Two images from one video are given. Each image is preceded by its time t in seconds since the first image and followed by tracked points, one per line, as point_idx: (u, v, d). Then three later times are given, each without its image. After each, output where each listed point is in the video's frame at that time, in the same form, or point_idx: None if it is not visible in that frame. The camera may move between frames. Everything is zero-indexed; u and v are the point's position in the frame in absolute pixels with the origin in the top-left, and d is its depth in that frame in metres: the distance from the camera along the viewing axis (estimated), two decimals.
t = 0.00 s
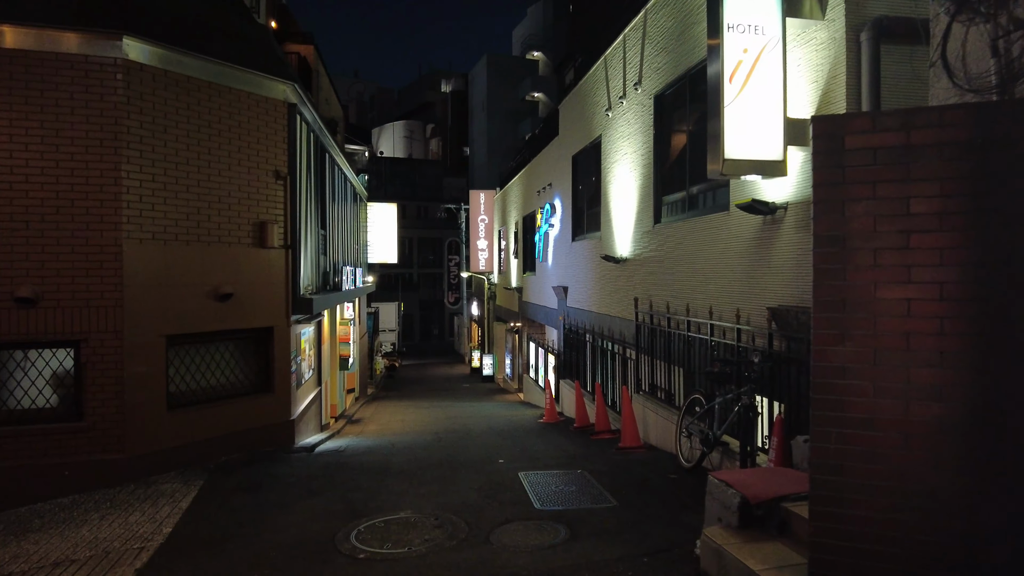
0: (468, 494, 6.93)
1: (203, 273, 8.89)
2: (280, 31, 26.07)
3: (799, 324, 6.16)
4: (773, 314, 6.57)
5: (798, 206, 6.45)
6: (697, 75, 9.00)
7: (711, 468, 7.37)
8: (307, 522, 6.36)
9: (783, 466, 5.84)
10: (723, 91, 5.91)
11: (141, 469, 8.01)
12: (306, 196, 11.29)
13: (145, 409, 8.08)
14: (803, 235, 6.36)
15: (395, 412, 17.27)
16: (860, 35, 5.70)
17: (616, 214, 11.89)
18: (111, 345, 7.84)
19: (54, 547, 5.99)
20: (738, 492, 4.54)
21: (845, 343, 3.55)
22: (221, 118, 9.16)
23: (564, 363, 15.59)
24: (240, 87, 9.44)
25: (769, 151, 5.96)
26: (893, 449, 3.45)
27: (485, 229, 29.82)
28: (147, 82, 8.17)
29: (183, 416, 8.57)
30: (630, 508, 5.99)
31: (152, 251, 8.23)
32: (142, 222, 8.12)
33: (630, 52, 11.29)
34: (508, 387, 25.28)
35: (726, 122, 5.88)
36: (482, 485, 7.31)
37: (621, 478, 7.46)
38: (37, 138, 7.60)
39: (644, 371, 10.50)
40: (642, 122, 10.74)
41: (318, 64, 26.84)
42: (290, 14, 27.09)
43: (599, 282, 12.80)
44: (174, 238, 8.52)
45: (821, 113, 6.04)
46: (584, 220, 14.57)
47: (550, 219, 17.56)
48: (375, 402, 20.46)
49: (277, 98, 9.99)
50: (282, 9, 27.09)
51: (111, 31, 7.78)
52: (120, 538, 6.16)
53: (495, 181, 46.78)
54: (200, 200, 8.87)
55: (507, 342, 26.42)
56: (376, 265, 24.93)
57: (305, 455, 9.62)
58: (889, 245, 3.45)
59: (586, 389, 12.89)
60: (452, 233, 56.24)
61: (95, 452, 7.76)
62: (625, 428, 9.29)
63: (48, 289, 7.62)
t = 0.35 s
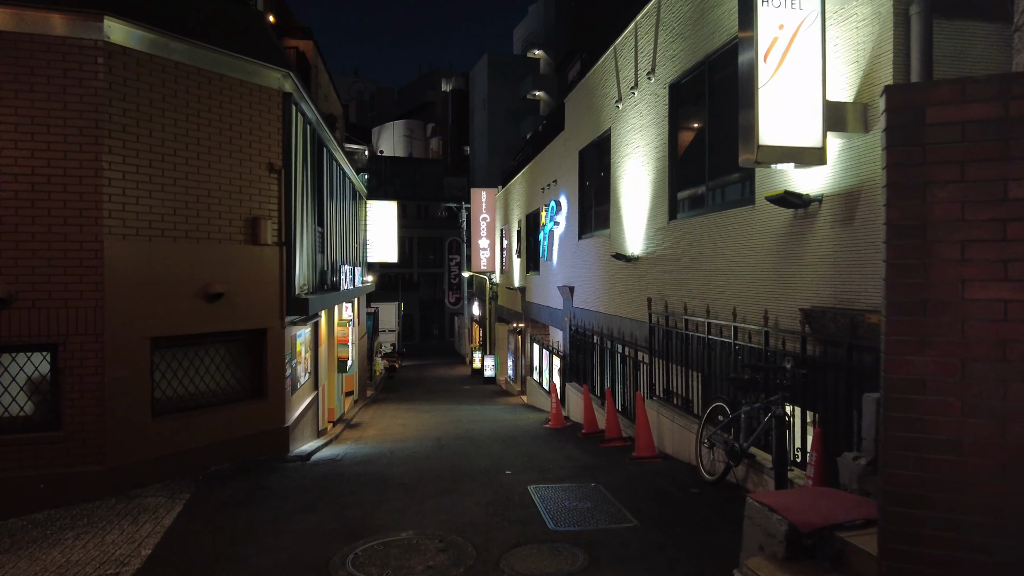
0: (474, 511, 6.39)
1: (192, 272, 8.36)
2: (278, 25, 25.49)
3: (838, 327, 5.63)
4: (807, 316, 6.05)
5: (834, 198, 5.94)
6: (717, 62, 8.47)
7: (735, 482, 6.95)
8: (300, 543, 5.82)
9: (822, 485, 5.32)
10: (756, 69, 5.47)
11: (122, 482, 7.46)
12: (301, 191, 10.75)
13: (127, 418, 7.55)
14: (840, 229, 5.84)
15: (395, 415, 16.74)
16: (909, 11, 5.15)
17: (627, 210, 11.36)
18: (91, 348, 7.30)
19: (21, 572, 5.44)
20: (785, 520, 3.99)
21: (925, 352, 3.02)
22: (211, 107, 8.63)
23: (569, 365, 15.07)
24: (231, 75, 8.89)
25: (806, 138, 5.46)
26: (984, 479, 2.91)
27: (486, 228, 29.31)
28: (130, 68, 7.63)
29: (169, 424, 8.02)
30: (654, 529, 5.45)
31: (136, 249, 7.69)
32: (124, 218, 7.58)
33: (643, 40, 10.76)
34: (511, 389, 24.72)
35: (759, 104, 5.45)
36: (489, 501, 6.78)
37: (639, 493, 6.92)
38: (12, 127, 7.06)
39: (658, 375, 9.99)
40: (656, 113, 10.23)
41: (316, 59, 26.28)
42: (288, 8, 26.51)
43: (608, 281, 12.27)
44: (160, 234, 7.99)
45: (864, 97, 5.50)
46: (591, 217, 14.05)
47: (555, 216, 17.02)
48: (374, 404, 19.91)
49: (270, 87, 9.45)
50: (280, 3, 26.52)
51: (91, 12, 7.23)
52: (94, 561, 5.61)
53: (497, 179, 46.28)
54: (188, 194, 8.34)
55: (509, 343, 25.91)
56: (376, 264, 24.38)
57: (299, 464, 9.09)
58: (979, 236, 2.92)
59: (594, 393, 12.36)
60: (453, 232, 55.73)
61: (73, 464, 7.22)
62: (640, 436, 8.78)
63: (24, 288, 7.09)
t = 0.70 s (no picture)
0: (481, 520, 5.85)
1: (175, 261, 7.79)
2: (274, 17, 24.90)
3: (884, 317, 5.09)
4: (844, 306, 5.49)
5: (875, 175, 5.39)
6: (738, 37, 7.92)
7: (763, 487, 6.44)
8: (291, 556, 5.28)
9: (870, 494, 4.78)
10: (795, 30, 4.95)
11: (100, 486, 6.91)
12: (294, 178, 10.19)
13: (106, 417, 6.99)
14: (883, 209, 5.29)
15: (394, 415, 16.19)
16: None
17: (637, 199, 10.81)
18: (64, 342, 6.73)
19: None
20: (847, 535, 3.45)
21: None
22: (196, 84, 8.05)
23: (574, 363, 14.54)
24: (218, 51, 8.31)
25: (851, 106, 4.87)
26: None
27: (487, 225, 28.78)
28: (108, 39, 7.06)
29: (153, 424, 7.47)
30: (683, 542, 4.92)
31: (114, 234, 7.12)
32: (101, 201, 7.01)
33: (655, 19, 10.20)
34: (512, 388, 24.18)
35: (799, 68, 4.88)
36: (497, 508, 6.24)
37: (659, 500, 6.38)
38: None
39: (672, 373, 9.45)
40: (670, 95, 9.67)
41: (313, 51, 25.72)
42: None
43: (616, 274, 11.73)
44: (141, 220, 7.42)
45: (913, 61, 4.92)
46: (598, 209, 13.51)
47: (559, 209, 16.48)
48: (372, 404, 19.37)
49: (260, 65, 8.88)
50: None
51: None
52: None
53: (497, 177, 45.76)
54: (171, 177, 7.77)
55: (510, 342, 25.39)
56: (374, 260, 23.81)
57: (292, 467, 8.55)
58: None
59: (601, 391, 11.83)
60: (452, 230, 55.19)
61: (45, 467, 6.67)
62: (655, 437, 8.25)
63: None
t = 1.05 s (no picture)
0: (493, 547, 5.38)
1: (164, 263, 7.32)
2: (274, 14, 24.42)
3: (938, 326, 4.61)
4: (888, 314, 5.01)
5: (924, 169, 4.90)
6: (763, 24, 7.44)
7: (794, 508, 5.96)
8: None
9: (927, 526, 4.30)
10: (843, 9, 4.50)
11: (82, 506, 6.43)
12: (291, 175, 9.71)
13: (88, 431, 6.51)
14: (933, 207, 4.81)
15: (395, 421, 15.75)
16: None
17: (650, 197, 10.33)
18: (41, 351, 6.25)
19: None
20: None
21: None
22: (186, 75, 7.57)
23: (582, 367, 14.08)
24: (209, 41, 7.83)
25: (905, 92, 4.39)
26: None
27: (489, 225, 28.34)
28: (90, 25, 6.58)
29: (139, 437, 7.00)
30: None
31: (97, 235, 6.65)
32: (81, 199, 6.53)
33: (670, 8, 9.73)
34: (515, 392, 23.71)
35: (847, 50, 4.43)
36: (510, 532, 5.78)
37: (683, 524, 5.90)
38: None
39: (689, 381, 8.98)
40: (686, 88, 9.19)
41: (314, 49, 25.28)
42: None
43: (627, 276, 11.27)
44: (125, 219, 6.95)
45: (973, 42, 4.44)
46: (608, 208, 13.05)
47: (565, 208, 16.03)
48: (373, 409, 18.93)
49: (254, 55, 8.40)
50: None
51: None
52: None
53: (499, 176, 45.32)
54: (159, 174, 7.29)
55: (513, 344, 24.95)
56: (375, 261, 23.34)
57: (289, 481, 8.09)
58: None
59: (611, 398, 11.38)
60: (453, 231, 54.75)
61: (20, 485, 6.18)
62: (673, 450, 7.78)
63: None
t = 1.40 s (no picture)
0: (513, 566, 4.95)
1: (156, 258, 6.86)
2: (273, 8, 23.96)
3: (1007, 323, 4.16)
4: (945, 310, 4.55)
5: (988, 151, 4.45)
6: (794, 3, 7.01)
7: (835, 521, 5.51)
8: None
9: (1005, 551, 3.82)
10: None
11: (66, 518, 5.98)
12: (291, 167, 9.26)
13: (72, 438, 6.05)
14: (998, 192, 4.36)
15: (398, 423, 15.29)
16: None
17: (667, 191, 9.88)
18: (22, 353, 5.80)
19: None
20: None
21: None
22: (179, 58, 7.12)
23: (591, 369, 13.63)
24: (204, 22, 7.37)
25: (980, 63, 3.95)
26: None
27: (492, 224, 27.91)
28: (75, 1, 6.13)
29: (129, 444, 6.55)
30: None
31: (83, 227, 6.20)
32: (66, 188, 6.09)
33: None
34: (519, 393, 23.27)
35: (914, 16, 3.98)
36: (530, 549, 5.34)
37: (717, 539, 5.44)
38: None
39: (710, 382, 8.52)
40: (707, 75, 8.74)
41: (314, 45, 24.85)
42: None
43: (642, 274, 10.82)
44: (115, 211, 6.50)
45: None
46: (619, 204, 12.60)
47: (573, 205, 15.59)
48: (375, 411, 18.47)
49: (251, 39, 7.94)
50: None
51: None
52: None
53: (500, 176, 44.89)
54: (150, 162, 6.84)
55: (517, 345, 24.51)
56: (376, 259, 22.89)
57: (289, 489, 7.64)
58: None
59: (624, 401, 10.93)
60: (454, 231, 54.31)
61: None
62: (696, 456, 7.33)
63: None
